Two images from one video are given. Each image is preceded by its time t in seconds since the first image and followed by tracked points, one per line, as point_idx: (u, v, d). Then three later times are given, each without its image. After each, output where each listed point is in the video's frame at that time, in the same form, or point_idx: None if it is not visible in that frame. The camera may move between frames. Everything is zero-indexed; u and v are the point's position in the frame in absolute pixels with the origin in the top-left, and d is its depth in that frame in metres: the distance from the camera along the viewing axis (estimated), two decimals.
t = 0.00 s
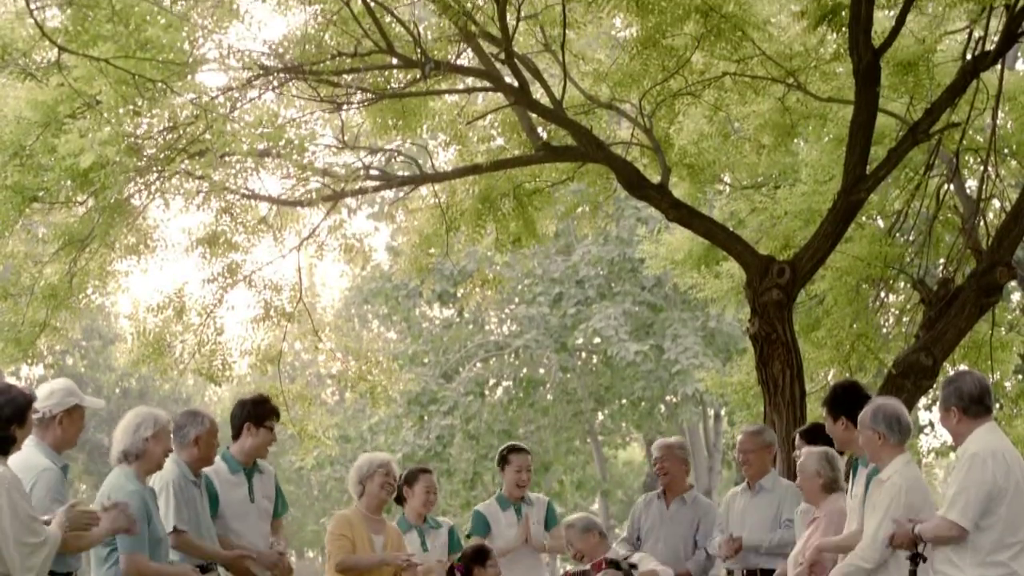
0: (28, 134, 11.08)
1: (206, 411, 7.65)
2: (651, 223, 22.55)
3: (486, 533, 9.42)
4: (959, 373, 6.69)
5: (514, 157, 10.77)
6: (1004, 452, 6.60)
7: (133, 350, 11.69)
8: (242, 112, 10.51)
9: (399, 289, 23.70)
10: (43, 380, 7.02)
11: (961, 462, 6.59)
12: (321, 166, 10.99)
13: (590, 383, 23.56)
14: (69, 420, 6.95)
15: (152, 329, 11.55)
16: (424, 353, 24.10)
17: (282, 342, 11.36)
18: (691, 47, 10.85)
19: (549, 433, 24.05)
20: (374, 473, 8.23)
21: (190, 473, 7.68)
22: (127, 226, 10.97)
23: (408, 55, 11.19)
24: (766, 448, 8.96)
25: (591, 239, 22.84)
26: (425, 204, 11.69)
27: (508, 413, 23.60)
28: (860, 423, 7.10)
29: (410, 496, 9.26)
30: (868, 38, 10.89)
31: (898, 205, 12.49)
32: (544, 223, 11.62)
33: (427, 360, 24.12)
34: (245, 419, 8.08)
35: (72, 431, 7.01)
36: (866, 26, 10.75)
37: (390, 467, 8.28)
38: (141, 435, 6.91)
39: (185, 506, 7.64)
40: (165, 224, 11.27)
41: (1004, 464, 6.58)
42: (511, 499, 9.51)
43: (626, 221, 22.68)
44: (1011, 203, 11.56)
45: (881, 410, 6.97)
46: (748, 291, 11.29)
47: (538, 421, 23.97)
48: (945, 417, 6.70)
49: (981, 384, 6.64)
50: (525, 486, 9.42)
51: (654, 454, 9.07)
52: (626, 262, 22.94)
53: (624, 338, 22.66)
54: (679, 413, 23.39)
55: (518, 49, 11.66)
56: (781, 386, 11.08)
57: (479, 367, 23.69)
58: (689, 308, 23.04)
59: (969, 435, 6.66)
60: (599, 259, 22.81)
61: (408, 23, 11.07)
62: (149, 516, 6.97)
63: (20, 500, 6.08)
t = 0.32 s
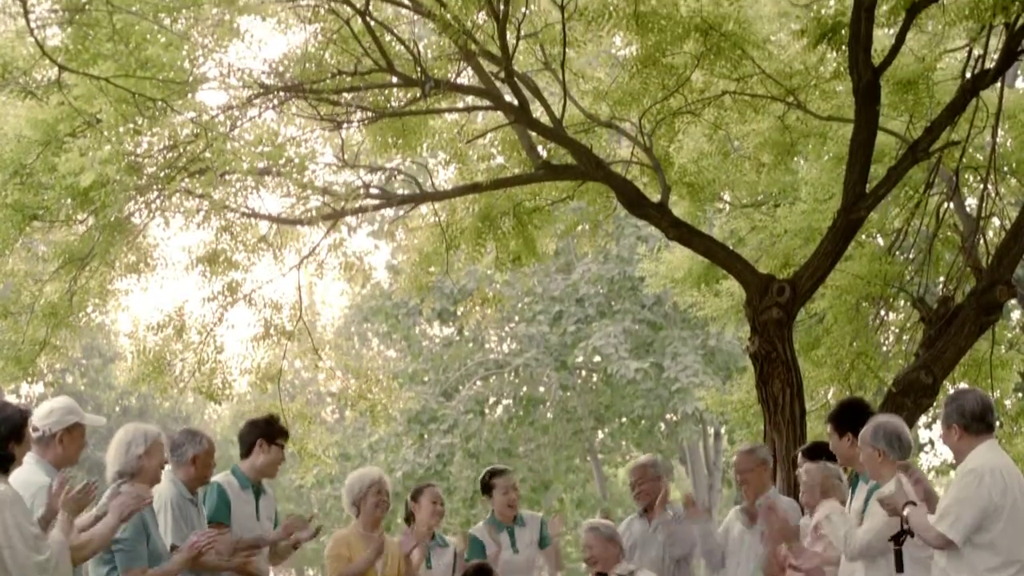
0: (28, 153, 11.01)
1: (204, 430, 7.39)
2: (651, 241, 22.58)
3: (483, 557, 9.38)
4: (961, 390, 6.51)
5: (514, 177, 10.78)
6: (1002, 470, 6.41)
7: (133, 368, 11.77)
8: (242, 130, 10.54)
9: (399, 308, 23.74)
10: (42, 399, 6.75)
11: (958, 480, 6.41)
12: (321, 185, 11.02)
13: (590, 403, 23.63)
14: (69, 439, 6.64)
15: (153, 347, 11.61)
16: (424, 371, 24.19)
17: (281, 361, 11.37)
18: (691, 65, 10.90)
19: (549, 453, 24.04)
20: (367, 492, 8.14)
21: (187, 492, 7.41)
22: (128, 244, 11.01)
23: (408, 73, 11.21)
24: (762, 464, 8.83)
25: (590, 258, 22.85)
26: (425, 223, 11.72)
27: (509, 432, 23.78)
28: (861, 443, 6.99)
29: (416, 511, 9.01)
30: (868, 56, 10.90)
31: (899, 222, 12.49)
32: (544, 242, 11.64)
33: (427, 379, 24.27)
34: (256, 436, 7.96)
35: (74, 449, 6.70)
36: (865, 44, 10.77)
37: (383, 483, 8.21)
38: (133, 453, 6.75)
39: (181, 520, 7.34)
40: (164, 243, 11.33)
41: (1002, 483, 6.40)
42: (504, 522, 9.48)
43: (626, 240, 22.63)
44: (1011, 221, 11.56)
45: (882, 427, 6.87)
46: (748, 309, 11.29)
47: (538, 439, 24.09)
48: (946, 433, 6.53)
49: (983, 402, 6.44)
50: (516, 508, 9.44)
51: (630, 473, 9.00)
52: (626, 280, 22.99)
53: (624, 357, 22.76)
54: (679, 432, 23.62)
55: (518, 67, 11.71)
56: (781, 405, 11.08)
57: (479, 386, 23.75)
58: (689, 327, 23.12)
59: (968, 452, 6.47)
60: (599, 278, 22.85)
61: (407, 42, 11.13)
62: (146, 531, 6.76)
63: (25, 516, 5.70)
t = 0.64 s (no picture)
0: (28, 170, 11.09)
1: (204, 449, 7.29)
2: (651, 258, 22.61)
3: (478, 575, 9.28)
4: (955, 409, 6.49)
5: (514, 194, 10.79)
6: (1000, 488, 6.40)
7: (133, 385, 11.65)
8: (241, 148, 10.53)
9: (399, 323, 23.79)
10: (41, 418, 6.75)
11: (957, 498, 6.41)
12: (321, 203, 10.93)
13: (589, 420, 23.55)
14: (70, 456, 6.64)
15: (152, 364, 11.53)
16: (424, 390, 24.56)
17: (281, 379, 11.36)
18: (691, 83, 10.97)
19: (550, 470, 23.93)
20: (352, 513, 8.14)
21: (183, 512, 7.34)
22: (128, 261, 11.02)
23: (408, 91, 11.21)
24: (755, 483, 8.87)
25: (591, 274, 22.89)
26: (425, 241, 11.74)
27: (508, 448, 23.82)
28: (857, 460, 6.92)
29: (421, 529, 9.07)
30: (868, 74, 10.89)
31: (898, 239, 12.51)
32: (544, 259, 11.65)
33: (427, 395, 24.59)
34: (256, 454, 7.93)
35: (74, 467, 6.71)
36: (865, 62, 10.76)
37: (367, 503, 8.18)
38: (133, 471, 6.73)
39: (183, 537, 7.29)
40: (165, 261, 11.51)
41: (1001, 501, 6.39)
42: (496, 537, 9.41)
43: (627, 256, 22.70)
44: (1011, 239, 11.56)
45: (877, 446, 6.79)
46: (748, 326, 11.29)
47: (538, 456, 24.11)
48: (943, 453, 6.51)
49: (978, 420, 6.43)
50: (509, 521, 9.32)
51: (607, 495, 9.03)
52: (626, 297, 23.04)
53: (623, 374, 22.60)
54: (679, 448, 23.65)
55: (518, 84, 11.74)
56: (781, 422, 11.06)
57: (479, 404, 23.82)
58: (689, 343, 23.14)
59: (966, 471, 6.46)
60: (599, 294, 22.89)
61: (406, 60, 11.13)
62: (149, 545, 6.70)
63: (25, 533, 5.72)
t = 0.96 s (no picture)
0: (29, 187, 11.17)
1: (199, 468, 7.35)
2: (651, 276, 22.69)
3: None
4: (963, 425, 6.49)
5: (514, 212, 10.80)
6: (1004, 507, 6.39)
7: (134, 403, 11.76)
8: (242, 166, 10.53)
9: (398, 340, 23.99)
10: (42, 436, 6.77)
11: (960, 514, 6.40)
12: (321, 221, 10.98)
13: (590, 438, 23.86)
14: (70, 474, 6.63)
15: (152, 381, 11.61)
16: (424, 407, 24.72)
17: (280, 397, 11.33)
18: (691, 101, 11.00)
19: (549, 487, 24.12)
20: (337, 526, 8.18)
21: (180, 530, 7.30)
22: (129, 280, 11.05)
23: (409, 109, 11.27)
24: (763, 501, 8.82)
25: (591, 292, 22.98)
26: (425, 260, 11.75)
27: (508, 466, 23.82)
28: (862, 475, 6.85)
29: (420, 547, 9.06)
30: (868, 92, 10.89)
31: (898, 257, 12.53)
32: (544, 277, 11.67)
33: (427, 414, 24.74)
34: (245, 473, 7.89)
35: (74, 485, 6.67)
36: (865, 80, 10.77)
37: (349, 517, 8.20)
38: (136, 490, 6.69)
39: (175, 558, 7.18)
40: (164, 279, 11.44)
41: (1004, 520, 6.37)
42: (496, 551, 9.40)
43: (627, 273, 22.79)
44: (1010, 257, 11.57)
45: (885, 463, 6.71)
46: (748, 344, 11.29)
47: (538, 474, 24.15)
48: (948, 469, 6.52)
49: (985, 437, 6.42)
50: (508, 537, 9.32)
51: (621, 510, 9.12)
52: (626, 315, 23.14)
53: (623, 392, 22.70)
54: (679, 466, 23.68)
55: (518, 102, 11.77)
56: (780, 440, 11.04)
57: (479, 421, 23.89)
58: (689, 361, 23.19)
59: (970, 488, 6.47)
60: (599, 312, 22.96)
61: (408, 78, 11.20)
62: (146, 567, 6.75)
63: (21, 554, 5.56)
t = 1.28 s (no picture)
0: (29, 207, 11.18)
1: (194, 487, 7.23)
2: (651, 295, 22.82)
3: None
4: (966, 443, 6.40)
5: (515, 232, 10.81)
6: (1005, 527, 6.29)
7: (134, 424, 11.77)
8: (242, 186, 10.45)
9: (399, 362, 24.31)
10: (38, 455, 6.79)
11: (958, 533, 6.32)
12: (322, 240, 11.00)
13: (590, 457, 23.94)
14: (66, 493, 6.67)
15: (153, 401, 11.60)
16: (424, 427, 24.83)
17: (280, 417, 11.32)
18: (691, 121, 11.02)
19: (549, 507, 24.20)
20: (342, 543, 8.21)
21: (176, 549, 7.21)
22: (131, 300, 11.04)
23: (409, 129, 11.26)
24: (767, 523, 8.58)
25: (591, 312, 23.16)
26: (425, 281, 11.80)
27: (508, 486, 24.11)
28: (866, 495, 6.85)
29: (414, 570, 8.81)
30: (868, 112, 10.91)
31: (898, 277, 12.56)
32: (544, 297, 11.70)
33: (427, 433, 24.86)
34: (228, 495, 7.68)
35: (70, 505, 6.73)
36: (866, 100, 10.79)
37: (360, 536, 8.26)
38: (140, 508, 6.65)
39: None
40: (164, 298, 11.45)
41: (1004, 539, 6.27)
42: (502, 569, 9.32)
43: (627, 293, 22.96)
44: (1011, 277, 11.58)
45: (888, 482, 6.71)
46: (748, 365, 11.29)
47: (538, 494, 24.29)
48: (949, 487, 6.43)
49: (987, 456, 6.33)
50: (516, 554, 9.25)
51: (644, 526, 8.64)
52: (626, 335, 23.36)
53: (623, 412, 22.83)
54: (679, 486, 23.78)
55: (519, 122, 11.80)
56: (781, 460, 11.04)
57: (479, 441, 24.12)
58: (689, 380, 23.33)
59: (971, 506, 6.38)
60: (599, 331, 23.13)
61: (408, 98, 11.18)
62: None
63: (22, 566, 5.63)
